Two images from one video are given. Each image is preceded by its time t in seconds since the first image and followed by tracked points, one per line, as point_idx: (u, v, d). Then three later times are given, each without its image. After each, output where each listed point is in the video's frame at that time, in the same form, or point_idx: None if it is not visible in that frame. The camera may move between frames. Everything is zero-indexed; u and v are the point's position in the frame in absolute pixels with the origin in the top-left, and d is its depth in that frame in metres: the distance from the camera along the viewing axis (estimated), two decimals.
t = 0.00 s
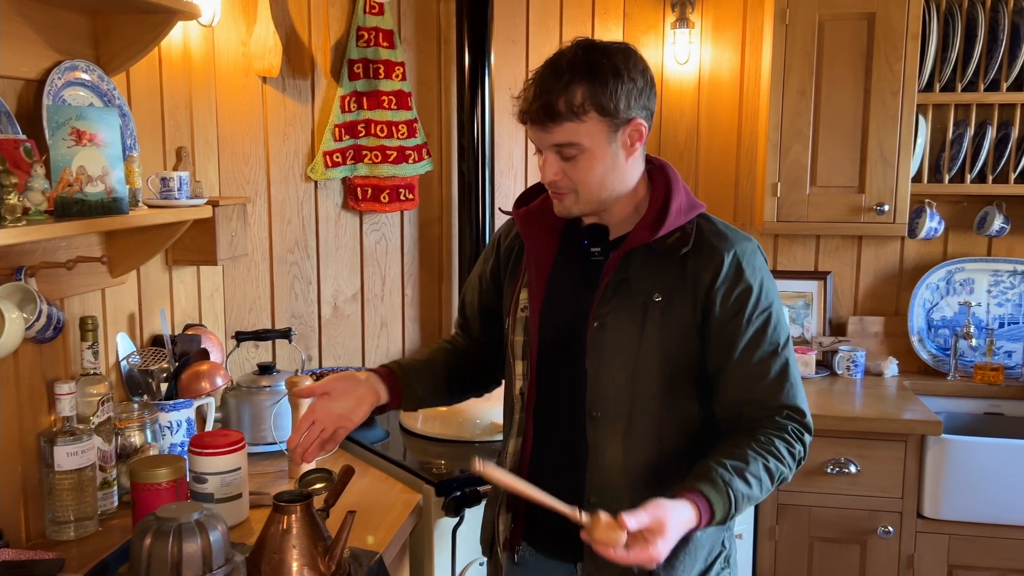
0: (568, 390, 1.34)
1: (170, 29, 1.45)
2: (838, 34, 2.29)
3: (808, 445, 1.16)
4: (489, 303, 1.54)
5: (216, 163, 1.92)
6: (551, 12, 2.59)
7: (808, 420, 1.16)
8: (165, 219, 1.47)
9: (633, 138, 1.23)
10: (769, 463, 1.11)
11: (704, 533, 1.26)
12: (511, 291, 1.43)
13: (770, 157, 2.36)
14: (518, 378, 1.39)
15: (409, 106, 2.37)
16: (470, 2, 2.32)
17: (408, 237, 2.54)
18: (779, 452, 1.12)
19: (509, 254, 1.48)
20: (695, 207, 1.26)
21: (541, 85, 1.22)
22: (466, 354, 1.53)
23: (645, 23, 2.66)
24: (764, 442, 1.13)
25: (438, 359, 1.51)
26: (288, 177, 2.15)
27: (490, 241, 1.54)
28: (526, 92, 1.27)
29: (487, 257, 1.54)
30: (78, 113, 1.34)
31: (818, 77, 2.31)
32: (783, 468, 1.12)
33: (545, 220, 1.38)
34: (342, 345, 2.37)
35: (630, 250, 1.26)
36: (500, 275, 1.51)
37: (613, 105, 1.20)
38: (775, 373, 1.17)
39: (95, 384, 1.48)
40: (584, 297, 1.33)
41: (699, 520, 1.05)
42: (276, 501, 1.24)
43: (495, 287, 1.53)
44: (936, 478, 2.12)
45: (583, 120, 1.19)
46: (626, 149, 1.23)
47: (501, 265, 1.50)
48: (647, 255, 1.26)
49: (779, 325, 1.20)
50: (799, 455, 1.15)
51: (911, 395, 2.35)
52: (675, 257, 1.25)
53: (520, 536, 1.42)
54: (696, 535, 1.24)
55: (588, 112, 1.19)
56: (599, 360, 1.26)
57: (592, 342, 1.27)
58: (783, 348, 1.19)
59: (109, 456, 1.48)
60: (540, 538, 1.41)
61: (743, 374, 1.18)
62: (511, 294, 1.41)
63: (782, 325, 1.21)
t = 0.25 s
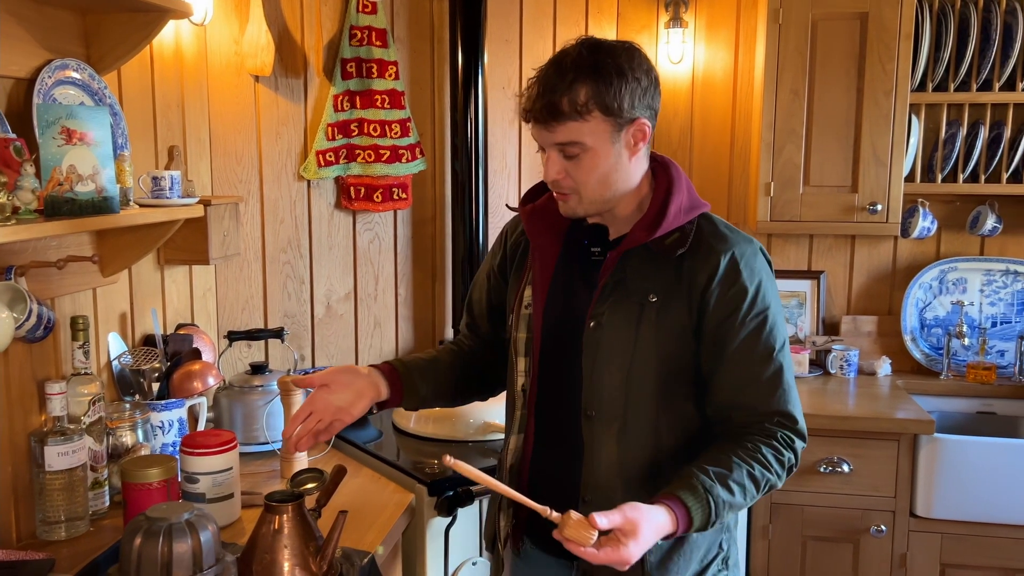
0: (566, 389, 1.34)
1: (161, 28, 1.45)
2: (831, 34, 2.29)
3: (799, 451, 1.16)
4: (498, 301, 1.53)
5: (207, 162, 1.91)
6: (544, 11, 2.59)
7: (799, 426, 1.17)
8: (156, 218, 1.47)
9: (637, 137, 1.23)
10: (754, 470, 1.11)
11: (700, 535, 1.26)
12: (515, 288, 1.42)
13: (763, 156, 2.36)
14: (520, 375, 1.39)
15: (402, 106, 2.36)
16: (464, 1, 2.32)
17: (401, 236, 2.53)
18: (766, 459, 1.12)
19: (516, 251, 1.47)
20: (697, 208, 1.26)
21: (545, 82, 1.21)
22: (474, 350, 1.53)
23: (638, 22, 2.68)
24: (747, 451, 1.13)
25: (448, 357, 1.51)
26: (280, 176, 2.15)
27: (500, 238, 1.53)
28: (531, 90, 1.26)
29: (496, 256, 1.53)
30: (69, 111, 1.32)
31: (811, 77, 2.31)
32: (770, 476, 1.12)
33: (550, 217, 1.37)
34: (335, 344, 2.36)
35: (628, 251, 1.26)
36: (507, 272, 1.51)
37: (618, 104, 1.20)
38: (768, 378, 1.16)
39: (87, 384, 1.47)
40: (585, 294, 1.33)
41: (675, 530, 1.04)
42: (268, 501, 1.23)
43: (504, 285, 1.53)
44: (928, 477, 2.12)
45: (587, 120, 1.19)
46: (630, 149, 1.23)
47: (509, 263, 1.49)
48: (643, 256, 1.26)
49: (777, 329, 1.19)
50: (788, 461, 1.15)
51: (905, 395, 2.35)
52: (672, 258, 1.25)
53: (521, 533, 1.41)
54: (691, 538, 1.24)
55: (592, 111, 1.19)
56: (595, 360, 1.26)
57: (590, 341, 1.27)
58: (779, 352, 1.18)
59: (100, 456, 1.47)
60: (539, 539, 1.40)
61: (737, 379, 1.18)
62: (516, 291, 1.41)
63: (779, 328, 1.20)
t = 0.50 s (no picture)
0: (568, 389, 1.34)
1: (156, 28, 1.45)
2: (827, 34, 2.29)
3: (800, 448, 1.16)
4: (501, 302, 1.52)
5: (203, 162, 1.91)
6: (540, 11, 2.59)
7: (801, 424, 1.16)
8: (151, 218, 1.47)
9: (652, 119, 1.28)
10: (751, 461, 1.12)
11: (701, 534, 1.25)
12: (516, 289, 1.43)
13: (759, 156, 2.36)
14: (522, 377, 1.40)
15: (397, 105, 2.36)
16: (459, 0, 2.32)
17: (397, 236, 2.52)
18: (764, 452, 1.13)
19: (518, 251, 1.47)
20: (697, 206, 1.26)
21: (576, 61, 1.22)
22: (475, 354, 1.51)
23: (634, 23, 2.67)
24: (744, 443, 1.14)
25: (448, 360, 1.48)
26: (276, 176, 2.14)
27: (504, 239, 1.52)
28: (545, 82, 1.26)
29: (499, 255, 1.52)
30: (64, 112, 1.33)
31: (807, 77, 2.32)
32: (768, 468, 1.12)
33: (551, 219, 1.38)
34: (331, 345, 2.36)
35: (628, 251, 1.26)
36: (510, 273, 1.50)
37: (643, 86, 1.24)
38: (768, 374, 1.16)
39: (82, 384, 1.47)
40: (586, 295, 1.33)
41: (667, 509, 1.06)
42: (263, 502, 1.23)
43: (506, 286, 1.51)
44: (923, 476, 2.13)
45: (625, 94, 1.21)
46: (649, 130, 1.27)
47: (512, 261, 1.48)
48: (644, 255, 1.26)
49: (778, 325, 1.19)
50: (788, 457, 1.15)
51: (900, 394, 2.35)
52: (673, 256, 1.25)
53: (521, 534, 1.41)
54: (693, 536, 1.24)
55: (627, 87, 1.22)
56: (597, 359, 1.26)
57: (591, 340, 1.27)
58: (780, 349, 1.17)
59: (96, 457, 1.47)
60: (540, 539, 1.40)
61: (737, 374, 1.17)
62: (517, 293, 1.42)
63: (780, 325, 1.19)
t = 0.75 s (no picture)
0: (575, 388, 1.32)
1: (152, 27, 1.45)
2: (823, 33, 2.29)
3: (800, 438, 1.17)
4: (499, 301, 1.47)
5: (199, 162, 1.91)
6: (537, 10, 2.59)
7: (801, 415, 1.17)
8: (148, 217, 1.47)
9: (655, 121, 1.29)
10: (755, 438, 1.13)
11: (707, 528, 1.26)
12: (517, 289, 1.41)
13: (755, 155, 2.36)
14: (528, 377, 1.36)
15: (394, 104, 2.35)
16: None
17: (394, 235, 2.52)
18: (768, 434, 1.14)
19: (516, 249, 1.44)
20: (699, 203, 1.27)
21: (581, 62, 1.22)
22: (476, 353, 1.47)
23: (631, 21, 2.69)
24: (747, 422, 1.15)
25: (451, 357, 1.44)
26: (272, 175, 2.14)
27: (499, 238, 1.50)
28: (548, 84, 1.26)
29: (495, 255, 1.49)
30: (60, 110, 1.32)
31: (803, 76, 2.32)
32: (771, 450, 1.13)
33: (552, 217, 1.37)
34: (328, 344, 2.36)
35: (634, 247, 1.26)
36: (510, 272, 1.46)
37: (647, 87, 1.24)
38: (770, 364, 1.17)
39: (77, 384, 1.46)
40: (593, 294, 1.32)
41: (674, 468, 1.08)
42: (260, 501, 1.23)
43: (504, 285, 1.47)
44: (919, 475, 2.13)
45: (630, 96, 1.21)
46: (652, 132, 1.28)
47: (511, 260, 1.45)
48: (650, 250, 1.26)
49: (778, 317, 1.20)
50: (789, 445, 1.15)
51: (896, 393, 2.35)
52: (678, 252, 1.25)
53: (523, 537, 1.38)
54: (699, 530, 1.25)
55: (632, 88, 1.22)
56: (605, 355, 1.25)
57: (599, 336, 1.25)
58: (780, 341, 1.19)
59: (92, 457, 1.47)
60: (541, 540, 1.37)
61: (741, 364, 1.18)
62: (519, 292, 1.40)
63: (781, 318, 1.21)
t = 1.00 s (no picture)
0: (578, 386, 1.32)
1: (147, 25, 1.44)
2: (820, 31, 2.29)
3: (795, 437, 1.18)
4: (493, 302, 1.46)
5: (195, 161, 1.90)
6: (533, 9, 2.59)
7: (796, 412, 1.19)
8: (143, 216, 1.46)
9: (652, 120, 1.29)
10: (756, 436, 1.14)
11: (707, 525, 1.28)
12: (514, 288, 1.40)
13: (752, 153, 2.36)
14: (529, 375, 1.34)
15: (390, 102, 2.35)
16: None
17: (390, 233, 2.51)
18: (767, 432, 1.15)
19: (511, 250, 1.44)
20: (696, 203, 1.28)
21: (584, 59, 1.21)
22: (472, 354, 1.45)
23: (628, 19, 2.68)
24: (748, 419, 1.16)
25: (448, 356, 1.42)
26: (268, 174, 2.14)
27: (492, 238, 1.50)
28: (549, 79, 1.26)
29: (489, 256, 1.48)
30: (54, 108, 1.32)
31: (800, 74, 2.32)
32: (769, 448, 1.14)
33: (549, 216, 1.36)
34: (324, 343, 2.36)
35: (635, 245, 1.25)
36: (506, 271, 1.45)
37: (647, 86, 1.24)
38: (767, 363, 1.18)
39: (73, 383, 1.46)
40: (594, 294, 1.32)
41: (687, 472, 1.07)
42: (255, 500, 1.23)
43: (498, 286, 1.46)
44: (916, 473, 2.13)
45: (630, 95, 1.21)
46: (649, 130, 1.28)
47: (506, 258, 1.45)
48: (651, 249, 1.26)
49: (774, 315, 1.22)
50: (784, 443, 1.17)
51: (892, 391, 2.36)
52: (679, 250, 1.25)
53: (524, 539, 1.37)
54: (701, 527, 1.26)
55: (633, 86, 1.22)
56: (608, 354, 1.24)
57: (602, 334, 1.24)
58: (777, 340, 1.20)
59: (87, 456, 1.47)
60: (544, 540, 1.36)
61: (740, 360, 1.19)
62: (517, 292, 1.39)
63: (777, 318, 1.22)
